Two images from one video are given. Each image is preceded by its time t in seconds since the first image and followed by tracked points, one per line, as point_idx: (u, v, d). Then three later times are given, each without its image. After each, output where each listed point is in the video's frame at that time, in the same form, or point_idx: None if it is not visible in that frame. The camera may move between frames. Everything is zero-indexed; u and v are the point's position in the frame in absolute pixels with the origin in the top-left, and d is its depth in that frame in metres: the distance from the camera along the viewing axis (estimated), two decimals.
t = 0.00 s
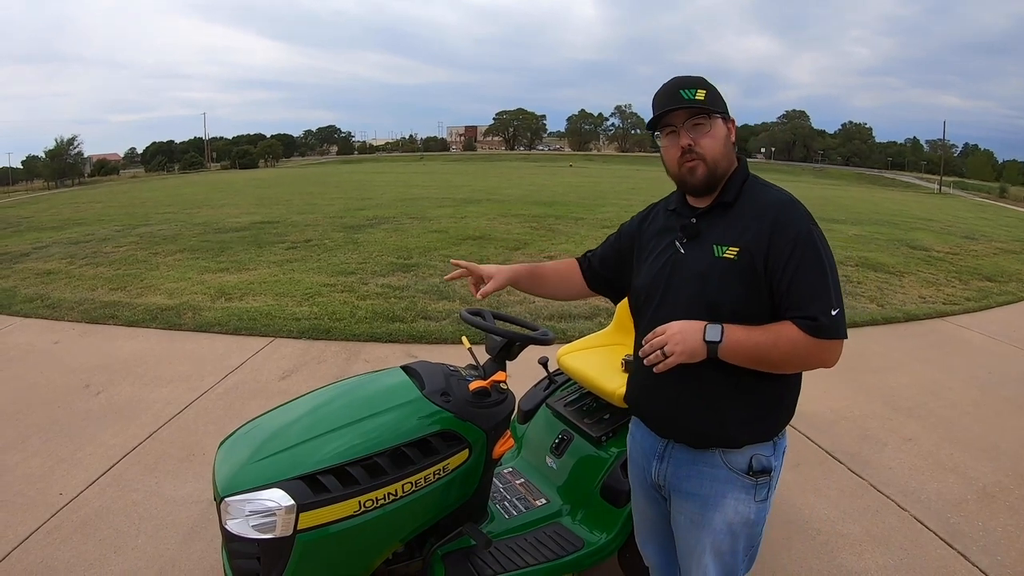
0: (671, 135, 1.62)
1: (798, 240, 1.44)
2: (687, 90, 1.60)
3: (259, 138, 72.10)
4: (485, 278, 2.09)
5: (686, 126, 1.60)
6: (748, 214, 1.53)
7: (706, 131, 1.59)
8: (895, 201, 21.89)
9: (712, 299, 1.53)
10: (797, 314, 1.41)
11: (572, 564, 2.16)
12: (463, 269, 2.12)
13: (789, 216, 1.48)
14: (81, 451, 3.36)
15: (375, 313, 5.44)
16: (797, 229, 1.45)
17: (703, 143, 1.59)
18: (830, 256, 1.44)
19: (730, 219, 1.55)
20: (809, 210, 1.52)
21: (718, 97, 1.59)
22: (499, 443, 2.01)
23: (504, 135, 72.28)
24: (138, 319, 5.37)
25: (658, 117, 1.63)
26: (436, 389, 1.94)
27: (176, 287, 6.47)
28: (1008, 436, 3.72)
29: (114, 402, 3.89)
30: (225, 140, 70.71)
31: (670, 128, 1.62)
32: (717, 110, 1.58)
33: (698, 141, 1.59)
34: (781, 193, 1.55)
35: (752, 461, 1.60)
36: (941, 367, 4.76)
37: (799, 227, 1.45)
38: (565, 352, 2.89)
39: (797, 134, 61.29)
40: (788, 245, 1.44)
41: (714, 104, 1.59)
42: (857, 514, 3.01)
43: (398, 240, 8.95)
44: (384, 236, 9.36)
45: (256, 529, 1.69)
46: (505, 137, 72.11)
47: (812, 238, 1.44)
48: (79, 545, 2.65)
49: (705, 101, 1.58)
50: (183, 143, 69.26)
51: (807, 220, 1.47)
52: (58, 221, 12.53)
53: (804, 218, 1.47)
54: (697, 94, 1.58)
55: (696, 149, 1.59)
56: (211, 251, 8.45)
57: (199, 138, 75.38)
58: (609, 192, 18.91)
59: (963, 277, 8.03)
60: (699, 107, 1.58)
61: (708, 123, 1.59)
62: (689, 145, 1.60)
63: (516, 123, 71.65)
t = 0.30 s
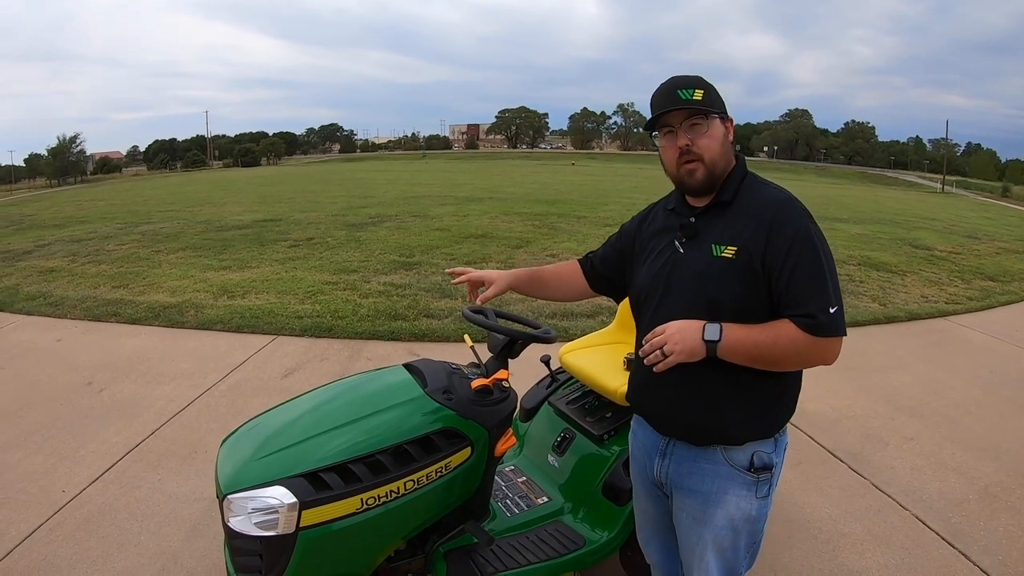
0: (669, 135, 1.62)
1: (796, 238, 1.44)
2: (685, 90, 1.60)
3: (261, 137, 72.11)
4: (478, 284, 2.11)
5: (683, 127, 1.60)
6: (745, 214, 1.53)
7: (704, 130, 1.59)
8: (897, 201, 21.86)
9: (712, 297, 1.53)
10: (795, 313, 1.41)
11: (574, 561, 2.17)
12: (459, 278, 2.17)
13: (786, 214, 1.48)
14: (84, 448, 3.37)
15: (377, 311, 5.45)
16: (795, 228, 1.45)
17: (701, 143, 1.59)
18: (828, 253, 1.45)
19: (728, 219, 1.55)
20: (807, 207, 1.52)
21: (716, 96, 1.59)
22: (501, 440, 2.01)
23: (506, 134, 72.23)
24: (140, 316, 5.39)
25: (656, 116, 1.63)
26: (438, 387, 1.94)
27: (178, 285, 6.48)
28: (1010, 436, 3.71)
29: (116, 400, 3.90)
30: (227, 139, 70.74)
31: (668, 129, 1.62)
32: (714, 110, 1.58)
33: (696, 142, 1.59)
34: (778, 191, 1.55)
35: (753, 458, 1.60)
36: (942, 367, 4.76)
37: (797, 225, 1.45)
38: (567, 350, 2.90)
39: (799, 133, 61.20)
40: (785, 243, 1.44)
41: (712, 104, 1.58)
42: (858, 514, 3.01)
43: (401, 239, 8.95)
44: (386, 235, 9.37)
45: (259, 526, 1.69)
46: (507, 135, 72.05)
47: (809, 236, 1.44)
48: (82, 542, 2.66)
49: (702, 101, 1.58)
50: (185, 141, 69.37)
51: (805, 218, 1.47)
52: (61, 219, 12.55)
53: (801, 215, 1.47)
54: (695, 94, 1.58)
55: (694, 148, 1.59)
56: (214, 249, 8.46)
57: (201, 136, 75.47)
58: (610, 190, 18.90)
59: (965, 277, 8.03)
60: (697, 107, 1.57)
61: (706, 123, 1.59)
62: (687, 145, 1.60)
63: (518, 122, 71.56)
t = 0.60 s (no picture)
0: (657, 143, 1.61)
1: (797, 242, 1.44)
2: (672, 98, 1.56)
3: (262, 135, 72.07)
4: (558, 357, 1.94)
5: (666, 137, 1.57)
6: (747, 216, 1.52)
7: (689, 140, 1.55)
8: (898, 200, 21.89)
9: (711, 300, 1.53)
10: (793, 320, 1.42)
11: (575, 560, 2.17)
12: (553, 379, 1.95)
13: (787, 217, 1.47)
14: (85, 446, 3.37)
15: (378, 310, 5.44)
16: (796, 232, 1.45)
17: (684, 153, 1.56)
18: (828, 257, 1.45)
19: (729, 221, 1.54)
20: (809, 210, 1.51)
21: (703, 102, 1.53)
22: (502, 439, 2.01)
23: (507, 132, 72.17)
24: (141, 314, 5.39)
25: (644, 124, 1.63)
26: (439, 385, 1.95)
27: (179, 283, 6.49)
28: (1011, 435, 3.71)
29: (118, 398, 3.91)
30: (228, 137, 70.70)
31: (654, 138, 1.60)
32: (699, 119, 1.52)
33: (680, 152, 1.56)
34: (781, 193, 1.54)
35: (752, 458, 1.60)
36: (943, 366, 4.76)
37: (799, 229, 1.45)
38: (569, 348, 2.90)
39: (801, 132, 61.16)
40: (786, 248, 1.44)
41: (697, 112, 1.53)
42: (858, 512, 3.01)
43: (401, 237, 8.94)
44: (387, 233, 9.36)
45: (260, 524, 1.69)
46: (508, 134, 71.98)
47: (810, 240, 1.44)
48: (83, 540, 2.67)
49: (687, 111, 1.53)
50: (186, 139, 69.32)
51: (807, 222, 1.47)
52: (62, 218, 12.55)
53: (802, 219, 1.47)
54: (679, 102, 1.55)
55: (677, 158, 1.57)
56: (215, 248, 8.46)
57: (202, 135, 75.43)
58: (611, 189, 18.89)
59: (966, 276, 8.02)
60: (678, 118, 1.53)
61: (689, 133, 1.54)
62: (671, 156, 1.58)
63: (519, 120, 71.48)
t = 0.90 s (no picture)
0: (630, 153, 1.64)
1: (782, 241, 1.42)
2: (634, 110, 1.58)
3: (261, 133, 71.96)
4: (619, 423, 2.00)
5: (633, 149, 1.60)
6: (733, 217, 1.51)
7: (651, 153, 1.56)
8: (897, 198, 21.89)
9: (700, 304, 1.54)
10: (781, 321, 1.42)
11: (574, 556, 2.17)
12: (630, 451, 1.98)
13: (774, 215, 1.45)
14: (85, 443, 3.37)
15: (377, 307, 5.45)
16: (781, 230, 1.43)
17: (649, 165, 1.58)
18: (817, 254, 1.42)
19: (716, 223, 1.54)
20: (799, 205, 1.48)
21: (661, 114, 1.52)
22: (501, 436, 2.01)
23: (506, 131, 72.09)
24: (140, 312, 5.39)
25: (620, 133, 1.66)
26: (438, 382, 1.95)
27: (178, 281, 6.48)
28: (1009, 433, 3.72)
29: (116, 395, 3.91)
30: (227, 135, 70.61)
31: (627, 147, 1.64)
32: (656, 133, 1.52)
33: (645, 164, 1.59)
34: (770, 190, 1.51)
35: (751, 458, 1.59)
36: (942, 364, 4.77)
37: (783, 228, 1.43)
38: (567, 346, 2.90)
39: (800, 130, 61.14)
40: (771, 249, 1.43)
41: (655, 126, 1.53)
42: (856, 510, 3.02)
43: (400, 234, 8.94)
44: (386, 230, 9.36)
45: (259, 520, 1.69)
46: (507, 132, 71.92)
47: (795, 238, 1.42)
48: (82, 537, 2.67)
49: (644, 124, 1.54)
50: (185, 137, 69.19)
51: (794, 219, 1.44)
52: (60, 215, 12.53)
53: (789, 216, 1.45)
54: (640, 116, 1.55)
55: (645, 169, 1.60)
56: (213, 245, 8.46)
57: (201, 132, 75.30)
58: (610, 186, 18.88)
59: (965, 274, 8.03)
60: (635, 133, 1.55)
61: (648, 147, 1.55)
62: (640, 167, 1.61)
63: (518, 118, 71.42)
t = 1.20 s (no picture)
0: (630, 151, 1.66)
1: (768, 241, 1.40)
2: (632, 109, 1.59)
3: (258, 131, 71.84)
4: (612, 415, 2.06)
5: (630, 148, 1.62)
6: (724, 216, 1.51)
7: (646, 153, 1.57)
8: (895, 196, 21.93)
9: (691, 303, 1.55)
10: (763, 324, 1.40)
11: (572, 553, 2.17)
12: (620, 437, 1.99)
13: (763, 215, 1.44)
14: (83, 442, 3.37)
15: (375, 305, 5.44)
16: (768, 230, 1.41)
17: (645, 165, 1.59)
18: (805, 254, 1.39)
19: (709, 223, 1.54)
20: (793, 203, 1.45)
21: (655, 114, 1.52)
22: (501, 432, 2.01)
23: (504, 129, 72.04)
24: (138, 310, 5.38)
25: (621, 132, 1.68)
26: (437, 378, 1.95)
27: (176, 279, 6.47)
28: (1005, 430, 3.73)
29: (115, 393, 3.90)
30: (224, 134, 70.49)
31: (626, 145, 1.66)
32: (650, 133, 1.53)
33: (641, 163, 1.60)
34: (766, 188, 1.50)
35: (750, 463, 1.60)
36: (939, 361, 4.78)
37: (770, 228, 1.41)
38: (566, 342, 2.92)
39: (798, 128, 61.17)
40: (757, 249, 1.42)
41: (649, 125, 1.53)
42: (854, 507, 3.03)
43: (398, 232, 8.94)
44: (384, 228, 9.36)
45: (259, 517, 1.70)
46: (505, 130, 71.89)
47: (783, 238, 1.40)
48: (82, 535, 2.67)
49: (639, 124, 1.55)
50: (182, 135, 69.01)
51: (783, 218, 1.42)
52: (57, 213, 12.50)
53: (779, 216, 1.42)
54: (636, 115, 1.56)
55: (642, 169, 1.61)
56: (211, 243, 8.44)
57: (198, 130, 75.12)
58: (608, 184, 18.89)
59: (962, 272, 8.05)
60: (631, 132, 1.56)
61: (643, 146, 1.56)
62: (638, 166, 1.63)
63: (516, 116, 71.37)
